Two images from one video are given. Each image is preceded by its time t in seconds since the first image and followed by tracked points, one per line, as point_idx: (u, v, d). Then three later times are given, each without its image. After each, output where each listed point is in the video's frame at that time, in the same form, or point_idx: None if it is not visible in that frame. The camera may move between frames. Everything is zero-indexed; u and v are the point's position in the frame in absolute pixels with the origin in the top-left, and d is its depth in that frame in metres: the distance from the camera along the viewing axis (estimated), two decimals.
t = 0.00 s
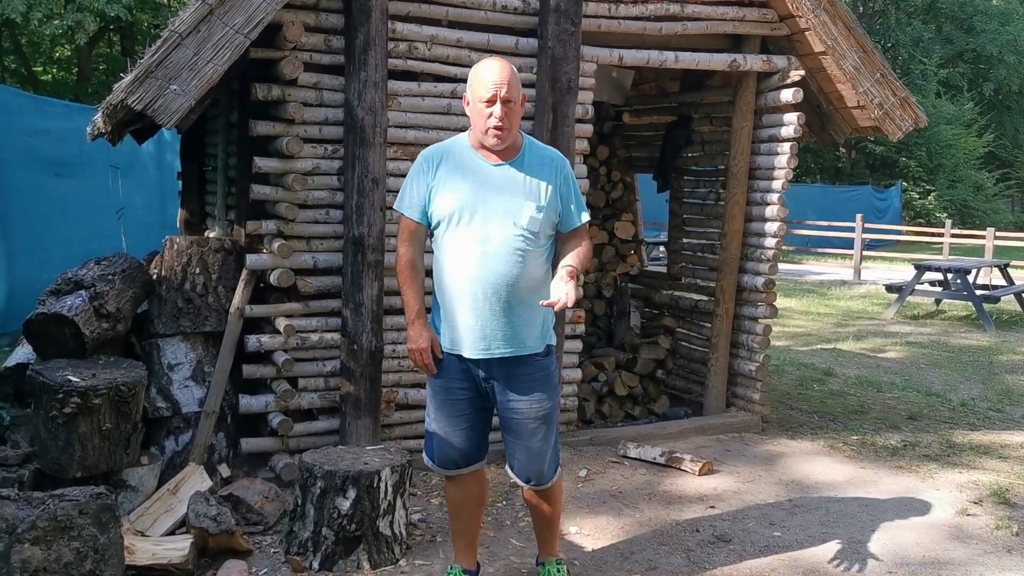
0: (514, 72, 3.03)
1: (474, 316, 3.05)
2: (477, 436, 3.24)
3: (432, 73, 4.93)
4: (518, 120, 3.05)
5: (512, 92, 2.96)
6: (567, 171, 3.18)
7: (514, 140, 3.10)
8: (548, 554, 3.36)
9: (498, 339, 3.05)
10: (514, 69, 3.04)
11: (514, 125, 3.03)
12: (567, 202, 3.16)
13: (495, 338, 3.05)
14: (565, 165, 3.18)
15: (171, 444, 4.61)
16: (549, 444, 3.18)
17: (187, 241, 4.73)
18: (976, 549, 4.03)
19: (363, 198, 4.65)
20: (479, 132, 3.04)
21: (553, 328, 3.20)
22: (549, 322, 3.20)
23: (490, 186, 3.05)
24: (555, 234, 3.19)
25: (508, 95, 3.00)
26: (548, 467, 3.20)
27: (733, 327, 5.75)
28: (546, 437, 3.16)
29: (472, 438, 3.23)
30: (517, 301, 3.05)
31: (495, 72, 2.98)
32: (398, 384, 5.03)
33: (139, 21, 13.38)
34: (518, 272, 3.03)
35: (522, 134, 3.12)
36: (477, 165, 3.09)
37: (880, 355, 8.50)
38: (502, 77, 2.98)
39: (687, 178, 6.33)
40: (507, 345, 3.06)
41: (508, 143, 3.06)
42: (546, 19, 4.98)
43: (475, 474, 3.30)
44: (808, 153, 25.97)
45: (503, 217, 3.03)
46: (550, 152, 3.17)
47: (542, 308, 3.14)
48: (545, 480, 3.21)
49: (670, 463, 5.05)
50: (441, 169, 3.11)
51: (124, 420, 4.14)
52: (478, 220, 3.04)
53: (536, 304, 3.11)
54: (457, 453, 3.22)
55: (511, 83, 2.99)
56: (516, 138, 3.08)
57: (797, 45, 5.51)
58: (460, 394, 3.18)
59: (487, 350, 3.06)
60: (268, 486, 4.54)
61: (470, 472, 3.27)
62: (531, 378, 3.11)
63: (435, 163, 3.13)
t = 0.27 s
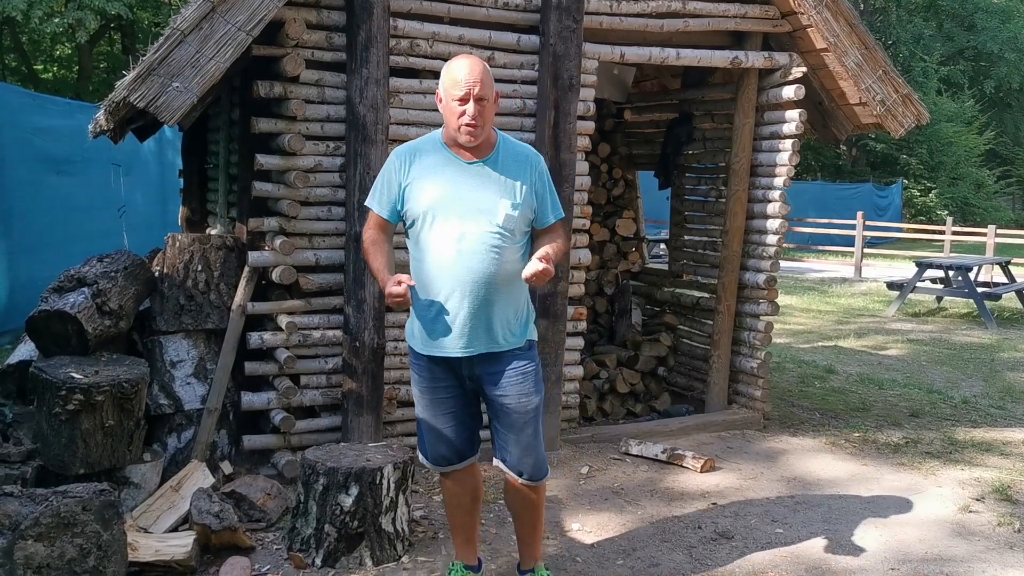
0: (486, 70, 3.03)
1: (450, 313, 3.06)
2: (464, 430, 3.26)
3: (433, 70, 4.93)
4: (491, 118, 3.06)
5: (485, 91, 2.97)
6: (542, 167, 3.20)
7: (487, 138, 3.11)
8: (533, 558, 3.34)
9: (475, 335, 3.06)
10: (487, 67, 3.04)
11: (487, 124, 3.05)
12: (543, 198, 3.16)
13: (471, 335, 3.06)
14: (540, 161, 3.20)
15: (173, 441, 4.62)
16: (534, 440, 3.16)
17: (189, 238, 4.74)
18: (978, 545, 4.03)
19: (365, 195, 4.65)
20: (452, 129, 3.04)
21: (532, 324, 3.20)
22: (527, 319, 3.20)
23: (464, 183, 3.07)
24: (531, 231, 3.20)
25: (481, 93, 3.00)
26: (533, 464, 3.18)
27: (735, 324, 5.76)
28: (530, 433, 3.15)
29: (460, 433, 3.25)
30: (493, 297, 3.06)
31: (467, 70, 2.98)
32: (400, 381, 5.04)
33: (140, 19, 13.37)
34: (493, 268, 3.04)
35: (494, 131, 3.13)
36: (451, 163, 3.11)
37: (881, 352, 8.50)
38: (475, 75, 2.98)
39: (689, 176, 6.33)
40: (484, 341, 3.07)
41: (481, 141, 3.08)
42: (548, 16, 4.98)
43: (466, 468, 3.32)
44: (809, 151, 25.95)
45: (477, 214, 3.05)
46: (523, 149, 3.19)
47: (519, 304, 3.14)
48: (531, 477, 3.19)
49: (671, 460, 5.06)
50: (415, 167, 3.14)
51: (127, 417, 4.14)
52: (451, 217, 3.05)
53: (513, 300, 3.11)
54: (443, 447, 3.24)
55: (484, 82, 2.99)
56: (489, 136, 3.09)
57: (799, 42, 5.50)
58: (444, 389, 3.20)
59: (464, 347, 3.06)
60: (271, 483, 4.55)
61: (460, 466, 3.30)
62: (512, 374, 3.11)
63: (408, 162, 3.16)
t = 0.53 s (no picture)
0: (442, 72, 2.97)
1: (438, 311, 3.09)
2: (458, 428, 3.27)
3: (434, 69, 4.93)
4: (454, 121, 3.01)
5: (431, 99, 2.93)
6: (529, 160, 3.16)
7: (459, 140, 3.07)
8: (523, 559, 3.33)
9: (463, 332, 3.07)
10: (445, 69, 2.98)
11: (448, 127, 3.00)
12: (530, 190, 3.12)
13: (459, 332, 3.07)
14: (526, 153, 3.16)
15: (174, 440, 4.62)
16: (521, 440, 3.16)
17: (190, 237, 4.73)
18: (980, 544, 4.03)
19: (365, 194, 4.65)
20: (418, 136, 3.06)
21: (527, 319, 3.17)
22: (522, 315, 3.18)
23: (447, 182, 3.10)
24: (522, 226, 3.17)
25: (436, 98, 2.96)
26: (521, 464, 3.18)
27: (735, 323, 5.75)
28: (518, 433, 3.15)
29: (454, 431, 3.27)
30: (480, 294, 3.06)
31: (419, 77, 2.95)
32: (400, 381, 5.04)
33: (140, 19, 13.36)
34: (477, 265, 3.05)
35: (468, 132, 3.09)
36: (434, 162, 3.13)
37: (881, 352, 8.49)
38: (428, 80, 2.94)
39: (689, 175, 6.33)
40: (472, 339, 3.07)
41: (448, 144, 3.05)
42: (548, 15, 4.97)
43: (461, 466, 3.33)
44: (809, 150, 25.94)
45: (460, 212, 3.07)
46: (508, 143, 3.16)
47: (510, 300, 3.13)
48: (518, 478, 3.19)
49: (672, 460, 5.05)
50: (402, 169, 3.18)
51: (127, 416, 4.14)
52: (436, 217, 3.09)
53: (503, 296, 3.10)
54: (437, 443, 3.28)
55: (434, 87, 2.94)
56: (458, 139, 3.05)
57: (800, 41, 5.48)
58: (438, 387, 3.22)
59: (455, 345, 3.08)
60: (271, 482, 4.55)
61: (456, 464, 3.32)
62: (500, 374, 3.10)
63: (395, 164, 3.21)
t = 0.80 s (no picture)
0: (407, 81, 3.02)
1: (429, 311, 3.14)
2: (458, 427, 3.30)
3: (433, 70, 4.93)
4: (424, 127, 3.04)
5: (395, 109, 3.00)
6: (517, 153, 3.08)
7: (437, 144, 3.11)
8: (528, 554, 3.37)
9: (453, 332, 3.10)
10: (410, 77, 3.03)
11: (418, 134, 3.05)
12: (518, 185, 3.05)
13: (449, 331, 3.10)
14: (514, 147, 3.09)
15: (173, 440, 4.63)
16: (515, 442, 3.15)
17: (189, 238, 4.73)
18: (978, 545, 4.03)
19: (365, 195, 4.65)
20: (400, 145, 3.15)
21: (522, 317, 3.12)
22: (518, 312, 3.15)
23: (436, 183, 3.12)
24: (514, 220, 3.11)
25: (401, 108, 3.02)
26: (516, 465, 3.18)
27: (734, 324, 5.75)
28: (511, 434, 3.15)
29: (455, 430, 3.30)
30: (467, 294, 3.07)
31: (384, 89, 3.03)
32: (399, 381, 5.04)
33: (140, 19, 13.36)
34: (463, 264, 3.06)
35: (445, 135, 3.10)
36: (427, 163, 3.17)
37: (881, 353, 8.49)
38: (392, 91, 3.02)
39: (689, 176, 6.33)
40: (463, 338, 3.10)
41: (424, 151, 3.11)
42: (547, 16, 4.97)
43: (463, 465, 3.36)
44: (809, 150, 25.94)
45: (446, 212, 3.08)
46: (496, 137, 3.11)
47: (502, 298, 3.12)
48: (513, 480, 3.19)
49: (671, 460, 5.06)
50: (398, 175, 3.27)
51: (126, 416, 4.15)
52: (423, 220, 3.13)
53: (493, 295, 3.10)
54: (438, 443, 3.31)
55: (396, 98, 3.01)
56: (433, 143, 3.08)
57: (798, 42, 5.50)
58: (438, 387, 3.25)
59: (446, 345, 3.12)
60: (270, 483, 4.56)
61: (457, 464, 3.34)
62: (491, 375, 3.10)
63: (398, 166, 3.29)
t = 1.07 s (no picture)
0: (411, 85, 3.11)
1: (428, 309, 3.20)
2: (454, 426, 3.34)
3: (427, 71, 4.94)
4: (427, 129, 3.11)
5: (400, 111, 3.10)
6: (517, 154, 3.10)
7: (442, 145, 3.17)
8: (523, 542, 3.58)
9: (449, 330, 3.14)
10: (415, 80, 3.11)
11: (422, 137, 3.13)
12: (515, 185, 3.07)
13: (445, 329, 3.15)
14: (513, 147, 3.11)
15: (168, 440, 4.65)
16: (504, 443, 3.20)
17: (185, 238, 4.75)
18: (968, 545, 4.05)
19: (359, 195, 4.67)
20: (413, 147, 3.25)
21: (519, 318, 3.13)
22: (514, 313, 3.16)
23: (438, 184, 3.18)
24: (511, 223, 3.13)
25: (406, 111, 3.12)
26: (504, 466, 3.22)
27: (728, 324, 5.77)
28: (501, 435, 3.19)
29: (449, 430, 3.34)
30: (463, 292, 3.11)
31: (392, 93, 3.15)
32: (393, 381, 5.07)
33: (139, 19, 13.39)
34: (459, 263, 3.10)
35: (450, 136, 3.16)
36: (433, 163, 3.23)
37: (877, 353, 8.51)
38: (398, 95, 3.12)
39: (683, 176, 6.34)
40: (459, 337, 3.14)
41: (431, 153, 3.19)
42: (541, 18, 4.99)
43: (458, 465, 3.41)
44: (809, 151, 25.95)
45: (445, 211, 3.14)
46: (497, 138, 3.14)
47: (499, 298, 3.14)
48: (495, 483, 3.24)
49: (664, 460, 5.08)
50: (408, 176, 3.36)
51: (121, 416, 4.17)
52: (423, 220, 3.21)
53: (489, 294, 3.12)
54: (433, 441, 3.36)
55: (400, 101, 3.11)
56: (438, 145, 3.15)
57: (792, 43, 5.52)
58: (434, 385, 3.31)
59: (437, 343, 3.18)
60: (264, 482, 4.58)
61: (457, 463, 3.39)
62: (482, 376, 3.14)
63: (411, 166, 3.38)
